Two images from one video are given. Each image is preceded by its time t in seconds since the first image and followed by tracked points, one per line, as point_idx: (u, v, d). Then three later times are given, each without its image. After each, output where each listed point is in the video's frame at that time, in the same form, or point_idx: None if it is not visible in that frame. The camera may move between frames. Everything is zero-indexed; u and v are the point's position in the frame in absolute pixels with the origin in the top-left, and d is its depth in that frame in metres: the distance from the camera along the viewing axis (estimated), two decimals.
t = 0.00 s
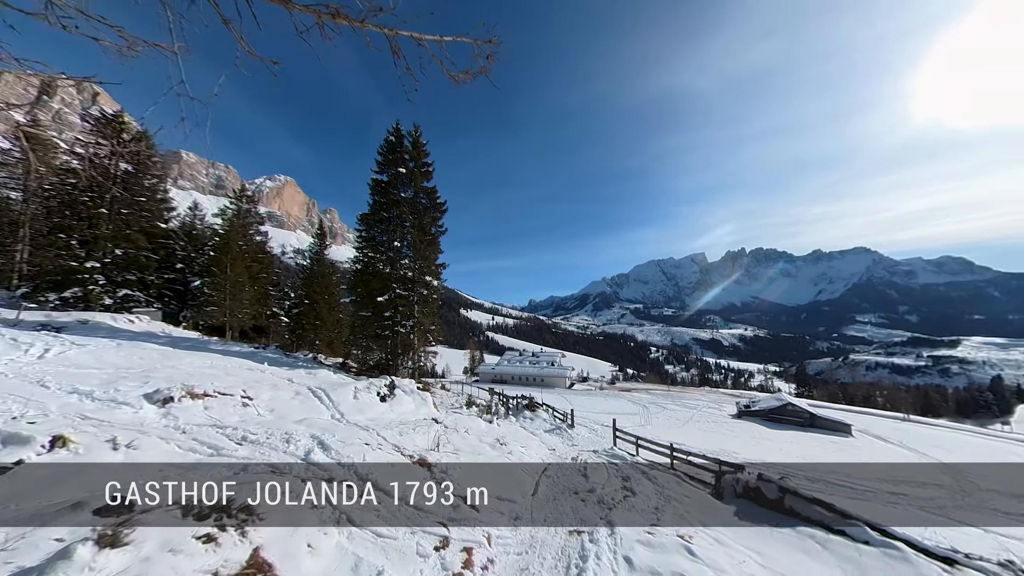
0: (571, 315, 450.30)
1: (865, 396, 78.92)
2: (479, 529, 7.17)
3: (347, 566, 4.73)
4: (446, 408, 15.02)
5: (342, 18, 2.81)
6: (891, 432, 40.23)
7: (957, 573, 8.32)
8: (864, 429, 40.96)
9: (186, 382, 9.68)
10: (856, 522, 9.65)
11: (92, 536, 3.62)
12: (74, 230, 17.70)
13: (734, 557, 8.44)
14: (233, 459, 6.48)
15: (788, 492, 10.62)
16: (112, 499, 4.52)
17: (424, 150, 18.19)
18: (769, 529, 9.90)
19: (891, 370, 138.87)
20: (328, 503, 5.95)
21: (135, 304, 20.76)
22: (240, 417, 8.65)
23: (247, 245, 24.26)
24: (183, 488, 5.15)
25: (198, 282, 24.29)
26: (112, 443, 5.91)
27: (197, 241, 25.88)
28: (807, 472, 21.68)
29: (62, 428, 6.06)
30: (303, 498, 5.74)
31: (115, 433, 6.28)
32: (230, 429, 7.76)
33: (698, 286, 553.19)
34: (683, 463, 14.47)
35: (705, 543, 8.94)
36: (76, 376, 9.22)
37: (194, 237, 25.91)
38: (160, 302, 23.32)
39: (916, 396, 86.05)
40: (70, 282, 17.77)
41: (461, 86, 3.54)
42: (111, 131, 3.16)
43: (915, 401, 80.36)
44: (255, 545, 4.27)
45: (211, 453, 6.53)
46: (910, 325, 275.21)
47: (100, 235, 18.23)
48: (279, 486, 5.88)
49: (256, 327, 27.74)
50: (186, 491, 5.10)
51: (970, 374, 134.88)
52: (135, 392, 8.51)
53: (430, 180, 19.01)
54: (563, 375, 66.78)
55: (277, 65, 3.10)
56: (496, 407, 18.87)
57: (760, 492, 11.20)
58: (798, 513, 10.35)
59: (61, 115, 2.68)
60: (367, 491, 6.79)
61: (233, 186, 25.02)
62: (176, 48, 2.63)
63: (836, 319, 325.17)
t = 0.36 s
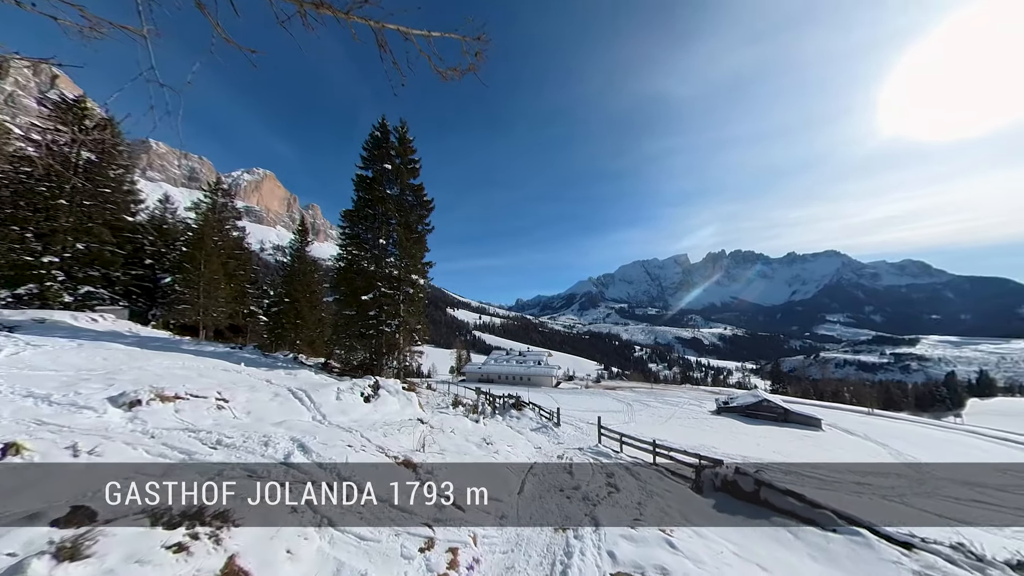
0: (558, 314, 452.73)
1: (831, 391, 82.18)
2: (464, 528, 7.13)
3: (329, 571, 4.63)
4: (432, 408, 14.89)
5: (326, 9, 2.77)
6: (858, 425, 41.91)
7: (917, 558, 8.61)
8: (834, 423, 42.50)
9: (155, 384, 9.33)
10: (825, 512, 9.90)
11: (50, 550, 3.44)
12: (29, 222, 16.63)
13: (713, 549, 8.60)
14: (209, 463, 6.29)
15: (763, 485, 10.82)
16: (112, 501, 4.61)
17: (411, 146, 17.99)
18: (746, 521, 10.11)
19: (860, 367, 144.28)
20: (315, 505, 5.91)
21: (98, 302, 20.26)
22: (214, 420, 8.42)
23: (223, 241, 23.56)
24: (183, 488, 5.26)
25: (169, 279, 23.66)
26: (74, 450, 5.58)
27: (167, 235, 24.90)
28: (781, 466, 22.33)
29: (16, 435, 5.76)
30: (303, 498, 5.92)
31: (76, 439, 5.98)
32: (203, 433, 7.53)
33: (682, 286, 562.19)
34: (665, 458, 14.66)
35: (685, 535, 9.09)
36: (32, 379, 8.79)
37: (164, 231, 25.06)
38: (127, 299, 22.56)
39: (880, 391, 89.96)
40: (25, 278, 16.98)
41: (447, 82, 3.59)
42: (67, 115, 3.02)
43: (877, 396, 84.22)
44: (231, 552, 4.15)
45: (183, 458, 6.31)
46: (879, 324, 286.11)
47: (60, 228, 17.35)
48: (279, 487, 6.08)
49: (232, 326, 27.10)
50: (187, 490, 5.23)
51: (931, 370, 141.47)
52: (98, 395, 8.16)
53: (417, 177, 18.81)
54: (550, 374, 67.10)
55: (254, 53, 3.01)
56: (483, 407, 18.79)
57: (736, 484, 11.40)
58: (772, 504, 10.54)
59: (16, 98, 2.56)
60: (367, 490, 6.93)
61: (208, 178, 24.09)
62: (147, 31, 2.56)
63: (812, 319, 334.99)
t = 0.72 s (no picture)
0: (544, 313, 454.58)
1: (803, 387, 85.03)
2: (451, 527, 7.08)
3: None
4: (418, 408, 14.77)
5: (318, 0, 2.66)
6: (830, 419, 43.38)
7: (880, 543, 8.85)
8: (807, 417, 43.92)
9: (122, 387, 9.00)
10: (797, 502, 10.10)
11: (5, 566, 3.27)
12: None
13: (694, 541, 8.74)
14: (181, 468, 6.05)
15: (741, 478, 11.03)
16: (113, 501, 4.72)
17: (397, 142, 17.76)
18: (724, 513, 10.31)
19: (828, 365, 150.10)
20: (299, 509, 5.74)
21: (57, 298, 19.91)
22: (188, 424, 8.20)
23: (197, 235, 22.80)
24: (183, 488, 5.40)
25: (137, 276, 23.12)
26: (31, 458, 5.26)
27: (134, 229, 24.15)
28: (757, 459, 22.95)
29: None
30: (304, 497, 6.09)
31: (35, 446, 5.70)
32: (175, 437, 7.29)
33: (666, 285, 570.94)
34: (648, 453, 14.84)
35: (668, 529, 9.21)
36: None
37: (131, 225, 24.25)
38: (90, 297, 21.89)
39: (848, 386, 93.59)
40: None
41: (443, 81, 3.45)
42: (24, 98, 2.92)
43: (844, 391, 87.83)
44: (206, 561, 4.01)
45: (154, 463, 6.07)
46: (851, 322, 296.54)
47: (15, 220, 15.87)
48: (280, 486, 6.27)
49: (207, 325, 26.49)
50: (187, 490, 5.36)
51: (895, 366, 147.87)
52: (59, 399, 7.79)
53: (404, 174, 18.60)
54: (537, 372, 67.33)
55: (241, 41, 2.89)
56: (469, 406, 18.73)
57: (716, 478, 11.60)
58: (748, 496, 10.72)
59: None
60: (367, 490, 7.08)
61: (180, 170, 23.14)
62: (121, 13, 2.41)
63: (789, 317, 344.56)
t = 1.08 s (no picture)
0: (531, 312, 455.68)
1: (778, 383, 87.61)
2: (439, 527, 7.01)
3: None
4: (404, 408, 14.61)
5: None
6: (804, 414, 44.78)
7: (849, 532, 9.11)
8: (783, 412, 45.23)
9: (85, 390, 8.63)
10: (773, 493, 10.32)
11: None
12: None
13: (678, 534, 8.85)
14: (151, 475, 5.80)
15: (721, 472, 11.24)
16: (114, 500, 4.89)
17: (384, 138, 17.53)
18: (705, 507, 10.47)
19: (801, 363, 154.96)
20: (281, 515, 5.56)
21: (15, 298, 19.48)
22: (159, 428, 7.91)
23: (169, 230, 21.99)
24: (183, 487, 5.57)
25: (101, 272, 22.40)
26: None
27: (98, 222, 23.43)
28: (736, 453, 23.53)
29: None
30: (304, 497, 6.28)
31: None
32: (146, 443, 7.02)
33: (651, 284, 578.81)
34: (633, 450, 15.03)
35: (653, 523, 9.31)
36: None
37: (95, 218, 23.28)
38: (49, 295, 21.25)
39: (819, 382, 96.98)
40: None
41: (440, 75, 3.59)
42: None
43: (815, 387, 91.06)
44: (181, 572, 3.86)
45: (121, 471, 5.80)
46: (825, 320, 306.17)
47: None
48: (281, 484, 6.52)
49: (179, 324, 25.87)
50: (187, 490, 5.52)
51: (863, 363, 153.83)
52: (18, 404, 7.37)
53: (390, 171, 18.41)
54: (524, 372, 67.32)
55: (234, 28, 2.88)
56: (456, 406, 18.61)
57: (698, 473, 11.78)
58: (728, 489, 10.96)
59: None
60: (368, 491, 7.21)
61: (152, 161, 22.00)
62: None
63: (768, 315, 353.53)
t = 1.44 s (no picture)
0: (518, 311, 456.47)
1: (755, 379, 89.90)
2: (425, 528, 6.94)
3: None
4: (389, 409, 14.45)
5: None
6: (779, 409, 46.12)
7: (820, 521, 9.36)
8: (760, 407, 46.46)
9: (45, 394, 8.26)
10: (750, 485, 10.48)
11: None
12: None
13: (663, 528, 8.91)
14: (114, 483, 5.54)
15: (702, 466, 11.39)
16: (114, 500, 5.09)
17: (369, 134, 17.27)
18: (687, 501, 10.58)
19: (776, 359, 159.41)
20: (259, 521, 5.37)
21: None
22: (127, 433, 7.62)
23: (138, 224, 21.22)
24: (183, 487, 5.75)
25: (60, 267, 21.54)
26: None
27: (59, 215, 22.66)
28: (715, 447, 24.07)
29: None
30: (303, 498, 6.43)
31: None
32: (112, 449, 6.77)
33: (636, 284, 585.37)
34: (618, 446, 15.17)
35: (637, 518, 9.39)
36: None
37: (54, 210, 22.38)
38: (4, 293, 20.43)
39: (793, 378, 100.05)
40: None
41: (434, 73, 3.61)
42: None
43: (789, 383, 94.01)
44: None
45: (84, 479, 5.52)
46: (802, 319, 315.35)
47: None
48: (281, 485, 6.67)
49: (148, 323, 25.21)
50: (186, 490, 5.71)
51: (834, 360, 159.30)
52: None
53: (376, 166, 18.16)
54: (511, 371, 67.24)
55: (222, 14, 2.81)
56: (442, 405, 18.51)
57: (679, 467, 11.91)
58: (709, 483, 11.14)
59: None
60: (367, 491, 7.37)
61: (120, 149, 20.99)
62: None
63: (749, 314, 361.61)
